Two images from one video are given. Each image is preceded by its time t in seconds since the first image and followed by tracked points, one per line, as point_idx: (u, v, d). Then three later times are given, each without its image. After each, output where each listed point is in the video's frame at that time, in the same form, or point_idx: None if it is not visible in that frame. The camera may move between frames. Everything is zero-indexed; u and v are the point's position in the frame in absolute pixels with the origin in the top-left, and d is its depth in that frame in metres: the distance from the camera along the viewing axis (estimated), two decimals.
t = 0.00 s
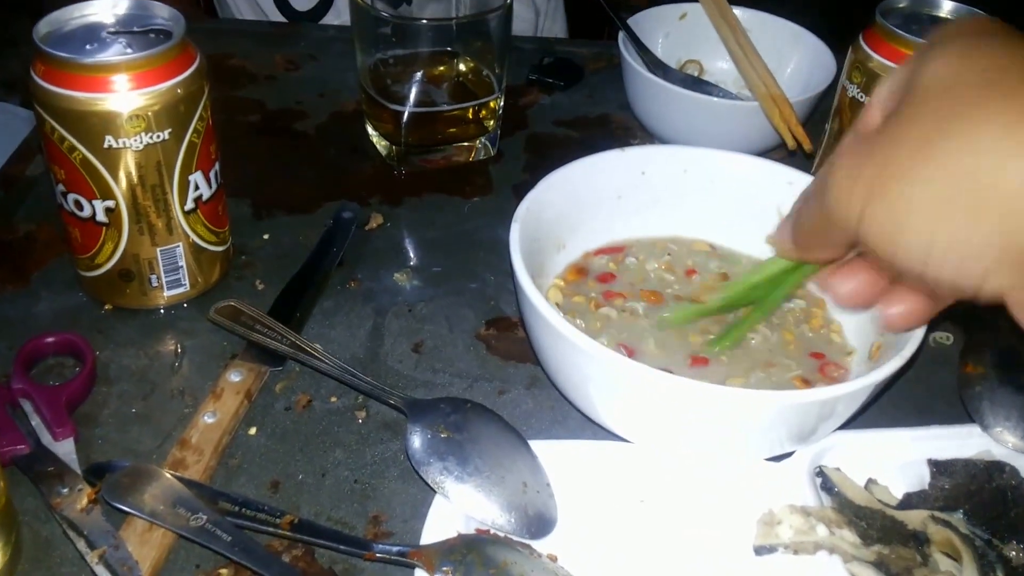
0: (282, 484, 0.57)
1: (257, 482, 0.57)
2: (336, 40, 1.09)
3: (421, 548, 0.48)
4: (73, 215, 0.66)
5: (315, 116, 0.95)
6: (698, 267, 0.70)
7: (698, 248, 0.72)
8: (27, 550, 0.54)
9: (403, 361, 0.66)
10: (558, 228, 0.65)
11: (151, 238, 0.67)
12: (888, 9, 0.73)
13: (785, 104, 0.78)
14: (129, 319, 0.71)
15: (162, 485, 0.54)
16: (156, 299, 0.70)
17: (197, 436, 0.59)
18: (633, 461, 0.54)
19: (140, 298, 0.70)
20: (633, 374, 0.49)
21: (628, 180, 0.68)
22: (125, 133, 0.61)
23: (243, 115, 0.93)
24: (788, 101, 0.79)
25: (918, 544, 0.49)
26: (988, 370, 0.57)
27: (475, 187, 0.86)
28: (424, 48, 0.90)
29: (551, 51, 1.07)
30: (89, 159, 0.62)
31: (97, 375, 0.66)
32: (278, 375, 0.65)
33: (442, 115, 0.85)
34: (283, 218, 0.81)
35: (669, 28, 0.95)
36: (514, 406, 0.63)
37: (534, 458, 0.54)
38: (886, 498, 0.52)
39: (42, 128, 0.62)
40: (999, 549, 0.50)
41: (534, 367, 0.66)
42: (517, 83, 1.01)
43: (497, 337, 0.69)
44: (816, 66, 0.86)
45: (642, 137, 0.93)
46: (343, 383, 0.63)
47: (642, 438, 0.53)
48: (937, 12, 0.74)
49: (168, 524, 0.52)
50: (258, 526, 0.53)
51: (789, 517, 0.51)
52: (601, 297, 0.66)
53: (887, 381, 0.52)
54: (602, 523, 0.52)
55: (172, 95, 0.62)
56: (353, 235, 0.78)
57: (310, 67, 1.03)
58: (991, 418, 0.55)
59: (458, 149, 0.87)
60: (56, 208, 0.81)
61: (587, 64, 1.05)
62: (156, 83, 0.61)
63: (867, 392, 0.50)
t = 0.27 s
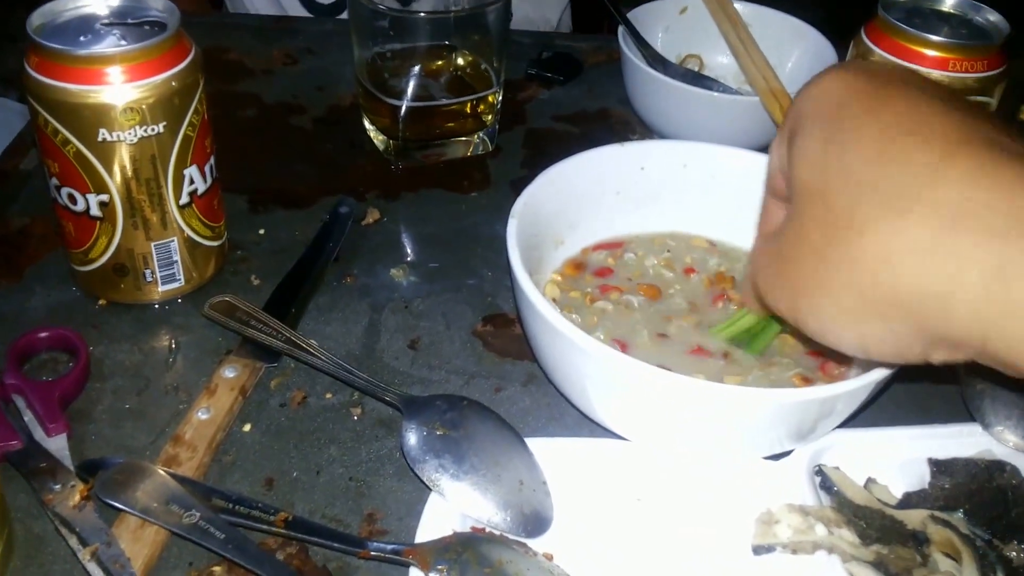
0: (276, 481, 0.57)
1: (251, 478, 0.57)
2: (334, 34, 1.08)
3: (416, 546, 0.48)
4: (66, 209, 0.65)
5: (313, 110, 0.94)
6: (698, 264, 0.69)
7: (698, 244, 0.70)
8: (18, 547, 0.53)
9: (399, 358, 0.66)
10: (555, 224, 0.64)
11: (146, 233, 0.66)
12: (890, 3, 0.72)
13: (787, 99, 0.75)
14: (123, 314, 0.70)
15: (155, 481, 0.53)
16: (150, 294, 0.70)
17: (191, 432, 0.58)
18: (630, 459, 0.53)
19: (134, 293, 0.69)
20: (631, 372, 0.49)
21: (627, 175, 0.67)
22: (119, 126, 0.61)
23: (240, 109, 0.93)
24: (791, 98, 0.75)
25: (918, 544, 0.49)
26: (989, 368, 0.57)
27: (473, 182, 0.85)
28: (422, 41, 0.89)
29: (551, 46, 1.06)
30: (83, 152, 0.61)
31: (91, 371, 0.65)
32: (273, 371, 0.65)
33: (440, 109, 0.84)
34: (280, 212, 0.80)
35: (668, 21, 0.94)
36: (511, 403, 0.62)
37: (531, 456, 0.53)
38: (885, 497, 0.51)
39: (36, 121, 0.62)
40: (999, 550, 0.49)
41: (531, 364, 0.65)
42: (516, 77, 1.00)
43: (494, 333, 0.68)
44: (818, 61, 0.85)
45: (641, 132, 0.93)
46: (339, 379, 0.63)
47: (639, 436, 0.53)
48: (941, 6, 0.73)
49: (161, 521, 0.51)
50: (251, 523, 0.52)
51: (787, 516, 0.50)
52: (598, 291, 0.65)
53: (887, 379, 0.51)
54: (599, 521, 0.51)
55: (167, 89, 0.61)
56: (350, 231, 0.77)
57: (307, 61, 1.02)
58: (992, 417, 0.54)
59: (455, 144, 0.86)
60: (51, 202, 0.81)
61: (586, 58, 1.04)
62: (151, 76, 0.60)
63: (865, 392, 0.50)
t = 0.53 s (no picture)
0: (267, 479, 0.56)
1: (241, 476, 0.56)
2: (328, 27, 1.07)
3: (407, 544, 0.47)
4: (57, 202, 0.64)
5: (306, 105, 0.93)
6: (697, 265, 0.68)
7: (698, 245, 0.69)
8: (5, 544, 0.53)
9: (391, 354, 0.65)
10: (551, 220, 0.64)
11: (136, 227, 0.65)
12: None
13: (783, 94, 0.75)
14: (114, 309, 0.70)
15: (144, 477, 0.53)
16: (141, 289, 0.69)
17: (180, 429, 0.58)
18: (624, 458, 0.53)
19: (125, 287, 0.69)
20: (631, 372, 0.48)
21: (624, 172, 0.67)
22: (109, 119, 0.60)
23: (233, 103, 0.92)
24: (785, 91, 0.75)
25: (913, 545, 0.48)
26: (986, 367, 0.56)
27: (468, 177, 0.84)
28: (417, 35, 0.88)
29: (546, 40, 1.06)
30: (73, 145, 0.61)
31: (81, 366, 0.65)
32: (264, 367, 0.64)
33: (435, 104, 0.83)
34: (273, 207, 0.79)
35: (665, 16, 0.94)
36: (504, 400, 0.62)
37: (524, 454, 0.53)
38: (881, 497, 0.51)
39: (25, 113, 0.61)
40: (995, 550, 0.48)
41: (524, 361, 0.65)
42: (511, 71, 0.99)
43: (487, 330, 0.68)
44: (815, 57, 0.85)
45: (637, 128, 0.92)
46: (331, 376, 0.62)
47: (635, 434, 0.52)
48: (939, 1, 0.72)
49: (149, 519, 0.51)
50: (241, 521, 0.52)
51: (782, 516, 0.50)
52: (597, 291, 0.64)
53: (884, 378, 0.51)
54: (592, 520, 0.51)
55: (158, 82, 0.60)
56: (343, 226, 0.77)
57: (300, 54, 1.01)
58: (989, 416, 0.54)
59: (450, 139, 0.86)
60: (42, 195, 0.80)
61: (581, 53, 1.04)
62: (142, 68, 0.59)
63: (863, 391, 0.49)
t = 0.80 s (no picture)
0: (254, 476, 0.56)
1: (228, 473, 0.56)
2: (320, 21, 1.07)
3: (395, 542, 0.47)
4: (43, 196, 0.64)
5: (297, 99, 0.93)
6: (689, 262, 0.68)
7: (689, 243, 0.69)
8: None
9: (380, 351, 0.65)
10: (542, 218, 0.63)
11: (124, 222, 0.65)
12: None
13: (778, 91, 0.74)
14: (101, 304, 0.69)
15: (130, 474, 0.52)
16: (128, 284, 0.68)
17: (167, 425, 0.57)
18: (614, 457, 0.52)
19: (112, 282, 0.68)
20: (622, 370, 0.47)
21: (616, 170, 0.66)
22: (97, 112, 0.59)
23: (223, 96, 0.91)
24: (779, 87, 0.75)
25: (906, 545, 0.48)
26: (980, 365, 0.56)
27: (459, 172, 0.84)
28: (408, 29, 0.88)
29: (539, 35, 1.05)
30: (60, 138, 0.60)
31: (67, 361, 0.64)
32: (252, 364, 0.63)
33: (426, 98, 0.83)
34: (262, 202, 0.79)
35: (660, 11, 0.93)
36: (494, 398, 0.61)
37: (514, 453, 0.52)
38: (874, 497, 0.50)
39: (12, 105, 0.60)
40: (988, 551, 0.48)
41: (515, 358, 0.64)
42: (503, 66, 0.99)
43: (477, 327, 0.67)
44: (810, 54, 0.84)
45: (629, 124, 0.92)
46: (319, 373, 0.62)
47: (627, 433, 0.52)
48: None
49: (136, 515, 0.50)
50: (228, 518, 0.51)
51: (773, 515, 0.49)
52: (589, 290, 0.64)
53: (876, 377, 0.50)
54: (582, 519, 0.50)
55: (147, 74, 0.60)
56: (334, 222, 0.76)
57: (291, 48, 1.01)
58: (983, 416, 0.54)
59: (441, 134, 0.85)
60: (28, 188, 0.79)
61: (574, 49, 1.03)
62: (130, 61, 0.58)
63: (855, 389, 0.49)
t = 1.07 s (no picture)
0: (237, 473, 0.55)
1: (211, 470, 0.55)
2: (307, 14, 1.06)
3: (378, 541, 0.46)
4: (26, 189, 0.63)
5: (284, 92, 0.92)
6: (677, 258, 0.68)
7: (678, 239, 0.69)
8: None
9: (366, 347, 0.64)
10: (529, 213, 0.62)
11: (108, 216, 0.64)
12: None
13: (768, 86, 0.76)
14: (84, 298, 0.68)
15: (113, 471, 0.51)
16: (112, 279, 0.67)
17: (150, 421, 0.56)
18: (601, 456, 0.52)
19: (96, 277, 0.67)
20: (607, 367, 0.47)
21: (602, 167, 0.65)
22: (80, 106, 0.58)
23: (209, 89, 0.90)
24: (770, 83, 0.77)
25: (894, 545, 0.47)
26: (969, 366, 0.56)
27: (447, 167, 0.83)
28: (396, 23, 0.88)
29: (529, 29, 1.04)
30: (42, 131, 0.59)
31: (49, 356, 0.63)
32: (236, 360, 0.63)
33: (414, 92, 0.82)
34: (249, 196, 0.78)
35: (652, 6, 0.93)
36: (480, 395, 0.61)
37: (499, 450, 0.51)
38: (862, 497, 0.50)
39: None
40: (977, 552, 0.48)
41: (501, 355, 0.64)
42: (492, 60, 0.98)
43: (464, 323, 0.66)
44: (801, 50, 0.84)
45: (619, 120, 0.91)
46: (304, 369, 0.61)
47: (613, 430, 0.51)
48: None
49: (118, 513, 0.49)
50: (211, 515, 0.50)
51: (760, 515, 0.49)
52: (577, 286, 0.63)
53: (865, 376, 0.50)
54: (569, 519, 0.50)
55: (130, 68, 0.59)
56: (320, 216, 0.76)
57: (278, 41, 1.00)
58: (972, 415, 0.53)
59: (429, 129, 0.84)
60: (11, 181, 0.78)
61: (563, 43, 1.02)
62: (114, 55, 0.57)
63: (844, 388, 0.48)
